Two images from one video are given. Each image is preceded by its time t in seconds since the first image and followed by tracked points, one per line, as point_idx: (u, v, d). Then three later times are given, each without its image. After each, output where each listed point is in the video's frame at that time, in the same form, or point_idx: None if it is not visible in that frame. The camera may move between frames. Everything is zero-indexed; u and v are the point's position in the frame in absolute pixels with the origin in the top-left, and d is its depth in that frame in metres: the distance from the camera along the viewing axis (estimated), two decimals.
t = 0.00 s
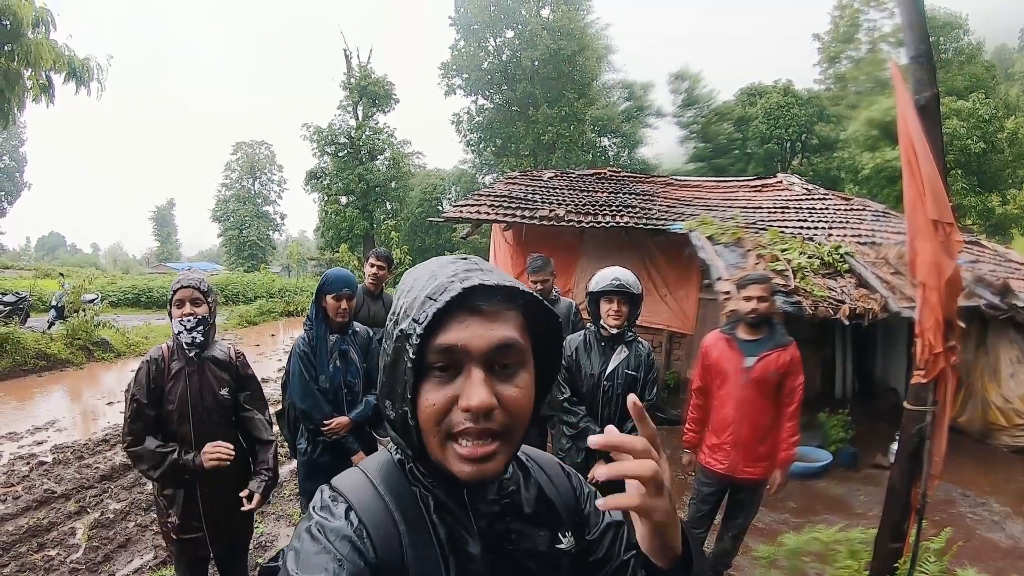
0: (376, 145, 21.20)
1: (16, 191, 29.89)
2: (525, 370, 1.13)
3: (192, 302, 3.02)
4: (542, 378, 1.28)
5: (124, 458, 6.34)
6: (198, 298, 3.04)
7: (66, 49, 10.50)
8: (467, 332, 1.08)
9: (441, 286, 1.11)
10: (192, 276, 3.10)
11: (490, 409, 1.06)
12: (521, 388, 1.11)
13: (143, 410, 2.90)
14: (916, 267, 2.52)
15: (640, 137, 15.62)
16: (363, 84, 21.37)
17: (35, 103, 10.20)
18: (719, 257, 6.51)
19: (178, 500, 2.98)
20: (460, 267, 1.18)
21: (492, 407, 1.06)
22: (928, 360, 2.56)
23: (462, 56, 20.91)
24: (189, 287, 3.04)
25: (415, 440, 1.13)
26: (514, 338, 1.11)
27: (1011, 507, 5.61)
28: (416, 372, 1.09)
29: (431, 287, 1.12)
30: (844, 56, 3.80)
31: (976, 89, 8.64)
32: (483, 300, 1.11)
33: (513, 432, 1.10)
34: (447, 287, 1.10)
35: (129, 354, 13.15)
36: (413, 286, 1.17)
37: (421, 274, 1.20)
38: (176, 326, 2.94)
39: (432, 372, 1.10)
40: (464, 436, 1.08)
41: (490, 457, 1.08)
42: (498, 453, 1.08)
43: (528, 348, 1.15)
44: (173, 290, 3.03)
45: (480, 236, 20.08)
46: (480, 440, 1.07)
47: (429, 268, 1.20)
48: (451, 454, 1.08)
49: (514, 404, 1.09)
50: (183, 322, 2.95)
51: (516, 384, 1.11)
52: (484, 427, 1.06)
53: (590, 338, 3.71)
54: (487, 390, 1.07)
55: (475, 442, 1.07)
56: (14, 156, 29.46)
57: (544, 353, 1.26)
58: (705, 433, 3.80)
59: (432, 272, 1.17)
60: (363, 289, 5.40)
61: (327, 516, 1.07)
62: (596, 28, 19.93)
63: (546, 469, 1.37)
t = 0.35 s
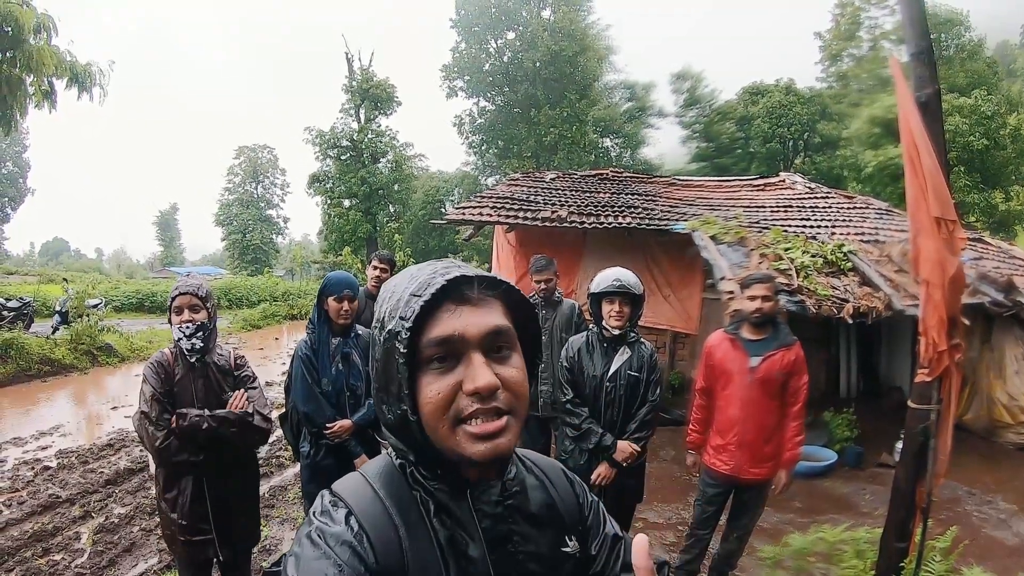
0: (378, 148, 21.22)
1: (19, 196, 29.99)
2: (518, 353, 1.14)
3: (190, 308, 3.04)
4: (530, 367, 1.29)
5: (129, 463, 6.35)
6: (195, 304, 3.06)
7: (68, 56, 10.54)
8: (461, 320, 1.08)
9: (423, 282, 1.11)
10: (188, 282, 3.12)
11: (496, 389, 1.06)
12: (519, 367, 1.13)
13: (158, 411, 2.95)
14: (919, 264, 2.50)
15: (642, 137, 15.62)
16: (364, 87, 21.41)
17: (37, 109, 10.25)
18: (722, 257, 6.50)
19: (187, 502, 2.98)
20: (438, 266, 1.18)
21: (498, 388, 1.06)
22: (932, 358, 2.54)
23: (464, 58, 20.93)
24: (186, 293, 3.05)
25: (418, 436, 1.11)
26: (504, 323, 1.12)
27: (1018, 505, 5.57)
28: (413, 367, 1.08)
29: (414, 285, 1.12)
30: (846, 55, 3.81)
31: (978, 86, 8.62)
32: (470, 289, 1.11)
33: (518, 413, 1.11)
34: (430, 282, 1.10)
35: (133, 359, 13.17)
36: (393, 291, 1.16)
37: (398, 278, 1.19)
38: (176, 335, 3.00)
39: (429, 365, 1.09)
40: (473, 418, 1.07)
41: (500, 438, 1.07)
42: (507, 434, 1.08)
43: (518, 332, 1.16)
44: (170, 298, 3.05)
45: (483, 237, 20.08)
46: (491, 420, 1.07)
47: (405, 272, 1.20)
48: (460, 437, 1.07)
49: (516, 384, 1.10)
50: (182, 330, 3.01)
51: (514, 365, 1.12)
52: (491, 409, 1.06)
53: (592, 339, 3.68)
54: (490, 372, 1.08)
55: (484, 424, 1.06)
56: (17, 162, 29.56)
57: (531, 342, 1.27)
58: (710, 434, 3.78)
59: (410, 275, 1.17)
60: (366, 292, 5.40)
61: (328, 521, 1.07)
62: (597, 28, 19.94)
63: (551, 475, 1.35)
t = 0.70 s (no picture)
0: (379, 149, 21.26)
1: (21, 199, 30.08)
2: (529, 357, 1.15)
3: (195, 311, 3.06)
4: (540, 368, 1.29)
5: (133, 464, 6.36)
6: (200, 307, 3.08)
7: (69, 58, 10.57)
8: (472, 325, 1.08)
9: (436, 285, 1.11)
10: (189, 284, 3.14)
11: (506, 395, 1.06)
12: (528, 373, 1.13)
13: (168, 413, 2.94)
14: (920, 263, 2.50)
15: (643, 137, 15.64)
16: (365, 88, 21.42)
17: (39, 112, 10.29)
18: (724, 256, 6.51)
19: (192, 503, 2.99)
20: (451, 266, 1.18)
21: (507, 394, 1.07)
22: (934, 356, 2.53)
23: (464, 59, 20.94)
24: (191, 296, 3.07)
25: (427, 435, 1.12)
26: (516, 328, 1.12)
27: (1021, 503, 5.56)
28: (425, 371, 1.09)
29: (427, 287, 1.12)
30: (847, 53, 3.81)
31: (980, 83, 8.60)
32: (482, 294, 1.12)
33: (526, 418, 1.11)
34: (443, 285, 1.10)
35: (136, 360, 13.20)
36: (406, 289, 1.16)
37: (411, 277, 1.19)
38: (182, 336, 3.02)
39: (441, 368, 1.09)
40: (482, 423, 1.07)
41: (509, 442, 1.08)
42: (516, 439, 1.09)
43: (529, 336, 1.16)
44: (174, 301, 3.07)
45: (484, 238, 20.09)
46: (498, 427, 1.07)
47: (419, 271, 1.20)
48: (470, 441, 1.07)
49: (525, 390, 1.11)
50: (188, 332, 3.03)
51: (524, 370, 1.12)
52: (500, 415, 1.06)
53: (595, 339, 3.69)
54: (500, 377, 1.08)
55: (493, 429, 1.07)
56: (19, 165, 29.64)
57: (540, 344, 1.28)
58: (712, 433, 3.78)
59: (425, 274, 1.17)
60: (367, 293, 5.40)
61: (339, 519, 1.07)
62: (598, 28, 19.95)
63: (555, 473, 1.36)
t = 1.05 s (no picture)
0: (381, 150, 21.27)
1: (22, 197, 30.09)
2: (523, 365, 1.13)
3: (196, 312, 3.05)
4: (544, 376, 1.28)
5: (133, 464, 6.35)
6: (201, 308, 3.07)
7: (71, 57, 10.56)
8: (458, 332, 1.08)
9: (428, 290, 1.12)
10: (191, 285, 3.13)
11: (489, 405, 1.05)
12: (520, 382, 1.10)
13: (170, 415, 2.94)
14: (922, 267, 2.50)
15: (645, 139, 15.65)
16: (367, 89, 21.44)
17: (40, 111, 10.28)
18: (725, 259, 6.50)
19: (191, 506, 2.99)
20: (447, 271, 1.18)
21: (490, 403, 1.05)
22: (936, 360, 2.53)
23: (466, 60, 20.94)
24: (193, 297, 3.07)
25: (419, 443, 1.12)
26: (506, 334, 1.10)
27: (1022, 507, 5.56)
28: (412, 376, 1.10)
29: (419, 292, 1.13)
30: (848, 56, 3.80)
31: (981, 87, 8.60)
32: (472, 299, 1.11)
33: (517, 429, 1.09)
34: (433, 290, 1.11)
35: (136, 360, 13.19)
36: (403, 294, 1.18)
37: (408, 280, 1.20)
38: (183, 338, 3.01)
39: (427, 375, 1.10)
40: (466, 435, 1.06)
41: (492, 455, 1.06)
42: (500, 452, 1.07)
43: (523, 343, 1.15)
44: (176, 302, 3.07)
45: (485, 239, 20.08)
46: (481, 439, 1.05)
47: (419, 275, 1.22)
48: (452, 452, 1.07)
49: (514, 400, 1.09)
50: (189, 333, 3.02)
51: (515, 379, 1.10)
52: (482, 425, 1.05)
53: (596, 342, 3.68)
54: (484, 386, 1.06)
55: (478, 440, 1.05)
56: (20, 164, 29.65)
57: (542, 350, 1.26)
58: (712, 435, 3.78)
59: (421, 278, 1.18)
60: (368, 294, 5.40)
61: (336, 527, 1.07)
62: (600, 29, 19.95)
63: (557, 477, 1.35)
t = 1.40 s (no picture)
0: (380, 149, 21.26)
1: (20, 193, 30.06)
2: (531, 361, 1.14)
3: (202, 305, 3.09)
4: (551, 368, 1.29)
5: (131, 460, 6.36)
6: (207, 301, 3.11)
7: (71, 54, 10.55)
8: (466, 333, 1.08)
9: (433, 289, 1.12)
10: (196, 279, 3.17)
11: (501, 405, 1.06)
12: (530, 379, 1.12)
13: (172, 410, 2.94)
14: (921, 268, 2.50)
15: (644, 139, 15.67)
16: (366, 88, 21.44)
17: (40, 107, 10.29)
18: (724, 259, 6.53)
19: (194, 500, 2.99)
20: (450, 267, 1.18)
21: (503, 404, 1.06)
22: (933, 359, 2.55)
23: (466, 59, 20.94)
24: (199, 290, 3.11)
25: (431, 440, 1.12)
26: (515, 332, 1.11)
27: (1018, 507, 5.58)
28: (420, 374, 1.09)
29: (424, 291, 1.13)
30: (848, 57, 3.82)
31: (980, 89, 8.64)
32: (477, 297, 1.11)
33: (528, 425, 1.11)
34: (439, 290, 1.11)
35: (135, 357, 13.18)
36: (407, 292, 1.17)
37: (413, 278, 1.20)
38: (189, 330, 3.04)
39: (438, 376, 1.10)
40: (480, 434, 1.07)
41: (507, 451, 1.08)
42: (514, 450, 1.09)
43: (532, 338, 1.16)
44: (182, 294, 3.10)
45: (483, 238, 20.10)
46: (495, 437, 1.07)
47: (422, 271, 1.21)
48: (468, 451, 1.08)
49: (524, 396, 1.10)
50: (195, 325, 3.05)
51: (525, 376, 1.12)
52: (496, 425, 1.07)
53: (596, 339, 3.70)
54: (495, 388, 1.08)
55: (492, 439, 1.07)
56: (18, 160, 29.57)
57: (546, 343, 1.27)
58: (710, 434, 3.78)
59: (424, 275, 1.18)
60: (369, 291, 5.41)
61: (350, 518, 1.08)
62: (601, 30, 20.02)
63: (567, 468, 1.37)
